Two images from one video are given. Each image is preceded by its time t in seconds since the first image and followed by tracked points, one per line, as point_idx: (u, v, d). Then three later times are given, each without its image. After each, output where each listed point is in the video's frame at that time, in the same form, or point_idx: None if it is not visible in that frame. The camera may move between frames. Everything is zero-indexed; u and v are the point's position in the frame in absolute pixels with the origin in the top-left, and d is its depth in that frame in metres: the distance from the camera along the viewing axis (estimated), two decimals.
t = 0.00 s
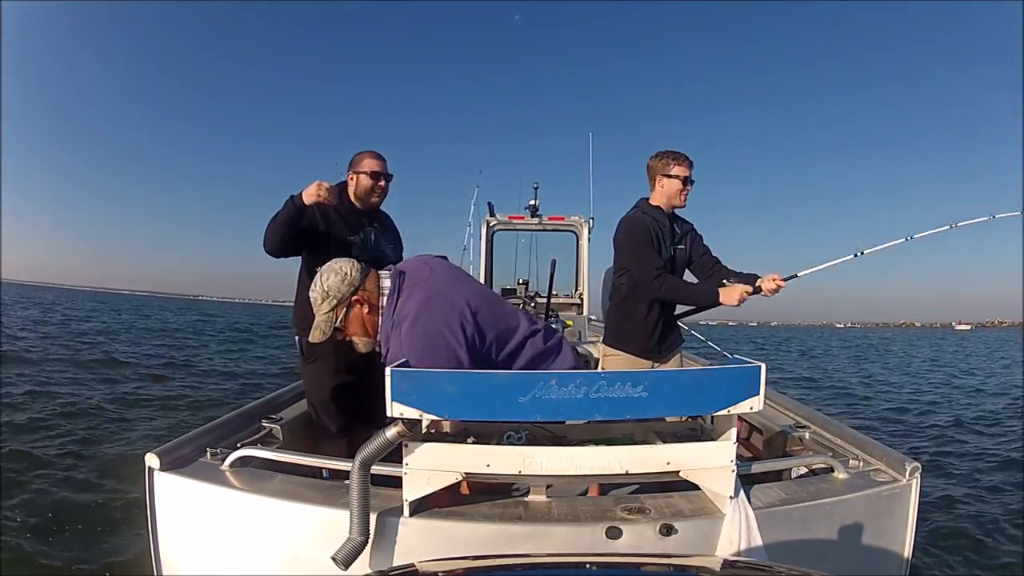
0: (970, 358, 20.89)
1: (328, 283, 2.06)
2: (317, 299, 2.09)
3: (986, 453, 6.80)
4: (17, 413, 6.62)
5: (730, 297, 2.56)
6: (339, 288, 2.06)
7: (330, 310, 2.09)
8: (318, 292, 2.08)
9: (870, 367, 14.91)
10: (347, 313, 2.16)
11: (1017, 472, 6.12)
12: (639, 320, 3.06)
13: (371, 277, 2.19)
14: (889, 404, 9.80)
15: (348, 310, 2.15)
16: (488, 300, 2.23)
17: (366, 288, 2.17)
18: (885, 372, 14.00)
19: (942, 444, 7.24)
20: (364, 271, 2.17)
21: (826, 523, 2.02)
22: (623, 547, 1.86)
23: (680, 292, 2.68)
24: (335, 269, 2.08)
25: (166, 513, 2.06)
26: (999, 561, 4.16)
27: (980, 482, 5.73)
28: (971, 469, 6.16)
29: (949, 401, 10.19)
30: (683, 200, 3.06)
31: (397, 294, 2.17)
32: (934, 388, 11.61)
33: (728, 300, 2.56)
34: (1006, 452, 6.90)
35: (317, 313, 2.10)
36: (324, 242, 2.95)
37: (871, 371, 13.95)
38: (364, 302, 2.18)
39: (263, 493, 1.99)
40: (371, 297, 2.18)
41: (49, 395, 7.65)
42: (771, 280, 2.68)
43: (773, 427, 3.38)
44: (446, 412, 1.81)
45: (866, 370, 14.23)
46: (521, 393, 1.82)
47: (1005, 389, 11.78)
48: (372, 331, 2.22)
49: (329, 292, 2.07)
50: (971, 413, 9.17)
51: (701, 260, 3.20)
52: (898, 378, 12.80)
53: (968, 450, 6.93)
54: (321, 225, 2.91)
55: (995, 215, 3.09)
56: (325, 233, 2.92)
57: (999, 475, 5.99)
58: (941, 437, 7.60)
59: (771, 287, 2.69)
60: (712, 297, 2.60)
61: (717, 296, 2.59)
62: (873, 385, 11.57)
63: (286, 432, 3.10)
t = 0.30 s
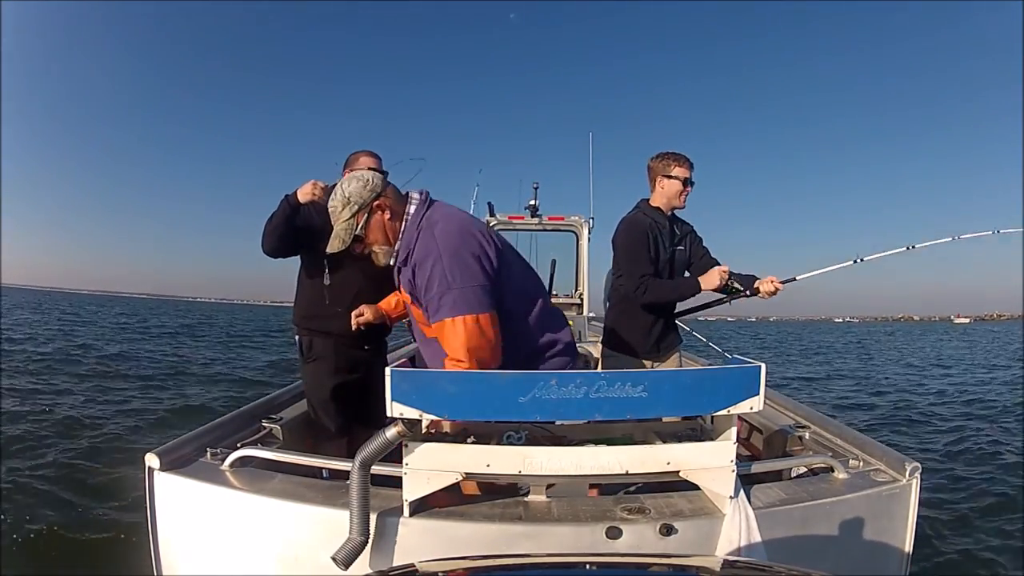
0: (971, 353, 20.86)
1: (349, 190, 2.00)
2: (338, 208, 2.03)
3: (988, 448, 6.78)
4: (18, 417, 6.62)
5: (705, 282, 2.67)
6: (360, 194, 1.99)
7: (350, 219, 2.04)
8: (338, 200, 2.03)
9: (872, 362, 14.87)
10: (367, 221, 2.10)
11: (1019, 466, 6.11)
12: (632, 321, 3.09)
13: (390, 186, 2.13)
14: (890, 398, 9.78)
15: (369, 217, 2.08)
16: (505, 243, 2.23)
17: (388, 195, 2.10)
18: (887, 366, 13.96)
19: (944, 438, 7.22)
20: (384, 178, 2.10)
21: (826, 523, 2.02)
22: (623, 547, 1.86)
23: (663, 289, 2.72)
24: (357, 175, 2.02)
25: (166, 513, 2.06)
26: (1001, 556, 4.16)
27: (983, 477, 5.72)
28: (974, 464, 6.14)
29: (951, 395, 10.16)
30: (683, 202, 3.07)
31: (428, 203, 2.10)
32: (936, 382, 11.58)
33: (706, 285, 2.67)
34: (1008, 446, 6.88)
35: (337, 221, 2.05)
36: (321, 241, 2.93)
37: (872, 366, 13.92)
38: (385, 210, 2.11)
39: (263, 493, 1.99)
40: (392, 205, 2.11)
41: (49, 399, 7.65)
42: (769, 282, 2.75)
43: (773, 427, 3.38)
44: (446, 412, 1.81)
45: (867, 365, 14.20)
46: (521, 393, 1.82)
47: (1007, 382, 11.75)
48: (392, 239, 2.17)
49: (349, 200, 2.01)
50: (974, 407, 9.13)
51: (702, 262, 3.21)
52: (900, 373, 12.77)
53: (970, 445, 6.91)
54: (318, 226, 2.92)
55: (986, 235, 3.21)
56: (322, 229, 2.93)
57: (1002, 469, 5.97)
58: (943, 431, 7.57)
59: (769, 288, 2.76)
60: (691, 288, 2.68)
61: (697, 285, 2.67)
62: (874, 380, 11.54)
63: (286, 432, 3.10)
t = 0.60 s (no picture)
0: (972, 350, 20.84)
1: (352, 177, 2.01)
2: (342, 197, 2.04)
3: (989, 445, 6.77)
4: (18, 418, 6.63)
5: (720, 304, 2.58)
6: (363, 180, 2.00)
7: (355, 207, 2.04)
8: (343, 189, 2.04)
9: (872, 360, 14.84)
10: (373, 209, 2.09)
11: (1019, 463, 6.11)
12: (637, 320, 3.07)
13: (395, 173, 2.13)
14: (891, 397, 9.76)
15: (374, 205, 2.08)
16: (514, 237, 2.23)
17: (392, 181, 2.10)
18: (887, 364, 13.93)
19: (944, 436, 7.21)
20: (388, 166, 2.10)
21: (826, 523, 2.02)
22: (623, 547, 1.86)
23: (675, 293, 2.71)
24: (360, 163, 2.03)
25: (166, 513, 2.06)
26: (1002, 554, 4.14)
27: (983, 474, 5.70)
28: (974, 462, 6.13)
29: (952, 393, 10.14)
30: (676, 206, 3.07)
31: (438, 189, 2.11)
32: (936, 380, 11.56)
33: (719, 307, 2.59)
34: (1009, 444, 6.86)
35: (343, 211, 2.06)
36: (320, 240, 2.93)
37: (873, 364, 13.89)
38: (391, 197, 2.10)
39: (263, 493, 1.99)
40: (397, 193, 2.11)
41: (49, 400, 7.66)
42: (766, 283, 2.69)
43: (773, 427, 3.38)
44: (446, 412, 1.81)
45: (868, 363, 14.18)
46: (522, 393, 1.82)
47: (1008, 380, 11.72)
48: (400, 227, 2.14)
49: (353, 187, 2.01)
50: (975, 405, 9.11)
51: (697, 260, 3.19)
52: (900, 371, 12.74)
53: (971, 442, 6.89)
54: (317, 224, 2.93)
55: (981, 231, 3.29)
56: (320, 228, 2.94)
57: (1002, 467, 5.96)
58: (943, 429, 7.56)
59: (766, 290, 2.71)
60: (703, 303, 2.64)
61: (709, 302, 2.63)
62: (875, 379, 11.52)
63: (286, 432, 3.10)
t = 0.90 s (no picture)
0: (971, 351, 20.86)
1: (354, 185, 2.00)
2: (344, 204, 2.03)
3: (988, 447, 6.78)
4: (19, 418, 6.64)
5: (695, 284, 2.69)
6: (366, 188, 1.99)
7: (358, 213, 2.03)
8: (344, 196, 2.02)
9: (872, 361, 14.84)
10: (375, 215, 2.09)
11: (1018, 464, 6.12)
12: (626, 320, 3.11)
13: (395, 178, 2.12)
14: (890, 398, 9.75)
15: (376, 210, 2.08)
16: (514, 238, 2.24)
17: (393, 187, 2.10)
18: (887, 366, 13.93)
19: (944, 437, 7.20)
20: (389, 172, 2.09)
21: (825, 523, 2.02)
22: (623, 547, 1.86)
23: (655, 288, 2.73)
24: (362, 171, 2.02)
25: (166, 513, 2.06)
26: (1002, 556, 4.14)
27: (983, 476, 5.71)
28: (974, 463, 6.13)
29: (951, 394, 10.14)
30: (677, 209, 3.07)
31: (437, 192, 2.11)
32: (936, 382, 11.56)
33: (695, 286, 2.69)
34: (1009, 446, 6.86)
35: (345, 217, 2.05)
36: (321, 240, 2.94)
37: (873, 365, 13.89)
38: (392, 202, 2.10)
39: (263, 493, 1.98)
40: (398, 198, 2.11)
41: (49, 400, 7.66)
42: (765, 277, 2.76)
43: (773, 427, 3.38)
44: (446, 412, 1.81)
45: (867, 365, 14.17)
46: (521, 393, 1.82)
47: (1008, 382, 11.72)
48: (401, 231, 2.15)
49: (355, 195, 2.00)
50: (975, 406, 9.13)
51: (699, 261, 3.20)
52: (899, 373, 12.73)
53: (971, 444, 6.89)
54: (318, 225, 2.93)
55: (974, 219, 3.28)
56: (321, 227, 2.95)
57: (1002, 468, 5.96)
58: (943, 430, 7.56)
59: (765, 282, 2.78)
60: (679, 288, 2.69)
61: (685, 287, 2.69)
62: (875, 380, 11.52)
63: (286, 432, 3.10)
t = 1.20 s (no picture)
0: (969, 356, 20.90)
1: (369, 188, 2.00)
2: (360, 205, 2.04)
3: (986, 454, 6.79)
4: (17, 414, 6.63)
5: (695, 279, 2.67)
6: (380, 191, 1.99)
7: (373, 215, 2.03)
8: (360, 198, 2.03)
9: (871, 366, 14.85)
10: (391, 217, 2.09)
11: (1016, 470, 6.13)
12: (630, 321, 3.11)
13: (412, 181, 2.12)
14: (889, 403, 9.76)
15: (391, 212, 2.07)
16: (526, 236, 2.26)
17: (409, 190, 2.09)
18: (886, 371, 13.95)
19: (943, 444, 7.21)
20: (404, 176, 2.08)
21: (825, 523, 2.02)
22: (623, 547, 1.86)
23: (658, 286, 2.72)
24: (377, 174, 2.02)
25: (166, 513, 2.06)
26: (999, 563, 4.15)
27: (981, 482, 5.72)
28: (973, 470, 6.14)
29: (950, 401, 10.15)
30: (681, 212, 3.09)
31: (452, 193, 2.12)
32: (935, 389, 11.57)
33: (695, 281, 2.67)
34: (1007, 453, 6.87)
35: (361, 219, 2.05)
36: (324, 240, 2.94)
37: (871, 371, 13.90)
38: (407, 205, 2.10)
39: (263, 493, 1.98)
40: (415, 201, 2.10)
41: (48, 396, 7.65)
42: (767, 272, 2.75)
43: (773, 428, 3.38)
44: (446, 412, 1.81)
45: (866, 369, 14.18)
46: (521, 393, 1.82)
47: (1006, 389, 11.73)
48: (416, 232, 2.14)
49: (370, 197, 2.00)
50: (973, 413, 9.14)
51: (700, 262, 3.19)
52: (898, 378, 12.74)
53: (969, 450, 6.90)
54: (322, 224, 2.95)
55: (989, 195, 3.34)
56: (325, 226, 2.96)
57: (1000, 475, 5.97)
58: (942, 436, 7.57)
59: (767, 278, 2.76)
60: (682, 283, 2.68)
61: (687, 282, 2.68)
62: (873, 384, 11.53)
63: (286, 431, 3.10)
